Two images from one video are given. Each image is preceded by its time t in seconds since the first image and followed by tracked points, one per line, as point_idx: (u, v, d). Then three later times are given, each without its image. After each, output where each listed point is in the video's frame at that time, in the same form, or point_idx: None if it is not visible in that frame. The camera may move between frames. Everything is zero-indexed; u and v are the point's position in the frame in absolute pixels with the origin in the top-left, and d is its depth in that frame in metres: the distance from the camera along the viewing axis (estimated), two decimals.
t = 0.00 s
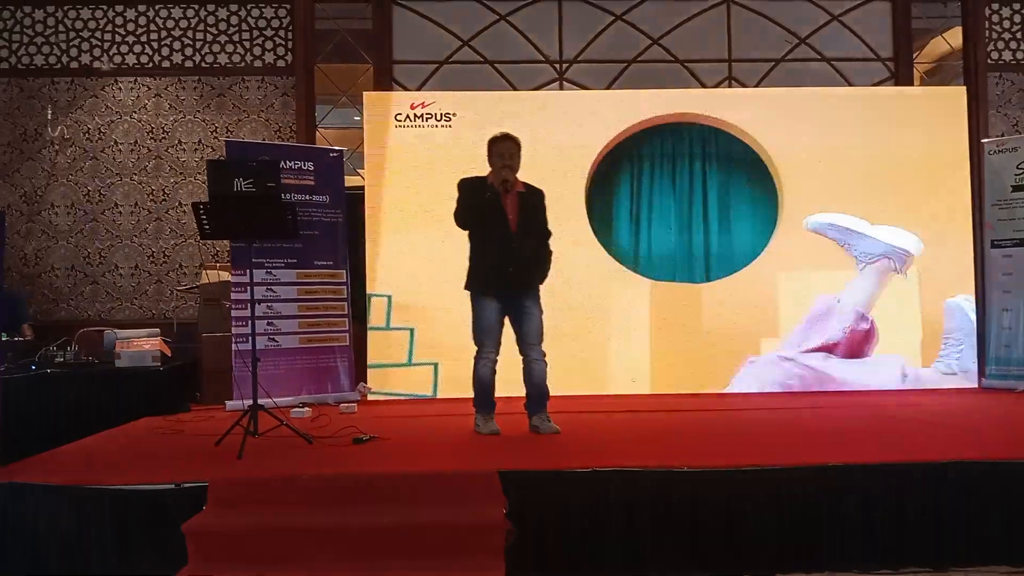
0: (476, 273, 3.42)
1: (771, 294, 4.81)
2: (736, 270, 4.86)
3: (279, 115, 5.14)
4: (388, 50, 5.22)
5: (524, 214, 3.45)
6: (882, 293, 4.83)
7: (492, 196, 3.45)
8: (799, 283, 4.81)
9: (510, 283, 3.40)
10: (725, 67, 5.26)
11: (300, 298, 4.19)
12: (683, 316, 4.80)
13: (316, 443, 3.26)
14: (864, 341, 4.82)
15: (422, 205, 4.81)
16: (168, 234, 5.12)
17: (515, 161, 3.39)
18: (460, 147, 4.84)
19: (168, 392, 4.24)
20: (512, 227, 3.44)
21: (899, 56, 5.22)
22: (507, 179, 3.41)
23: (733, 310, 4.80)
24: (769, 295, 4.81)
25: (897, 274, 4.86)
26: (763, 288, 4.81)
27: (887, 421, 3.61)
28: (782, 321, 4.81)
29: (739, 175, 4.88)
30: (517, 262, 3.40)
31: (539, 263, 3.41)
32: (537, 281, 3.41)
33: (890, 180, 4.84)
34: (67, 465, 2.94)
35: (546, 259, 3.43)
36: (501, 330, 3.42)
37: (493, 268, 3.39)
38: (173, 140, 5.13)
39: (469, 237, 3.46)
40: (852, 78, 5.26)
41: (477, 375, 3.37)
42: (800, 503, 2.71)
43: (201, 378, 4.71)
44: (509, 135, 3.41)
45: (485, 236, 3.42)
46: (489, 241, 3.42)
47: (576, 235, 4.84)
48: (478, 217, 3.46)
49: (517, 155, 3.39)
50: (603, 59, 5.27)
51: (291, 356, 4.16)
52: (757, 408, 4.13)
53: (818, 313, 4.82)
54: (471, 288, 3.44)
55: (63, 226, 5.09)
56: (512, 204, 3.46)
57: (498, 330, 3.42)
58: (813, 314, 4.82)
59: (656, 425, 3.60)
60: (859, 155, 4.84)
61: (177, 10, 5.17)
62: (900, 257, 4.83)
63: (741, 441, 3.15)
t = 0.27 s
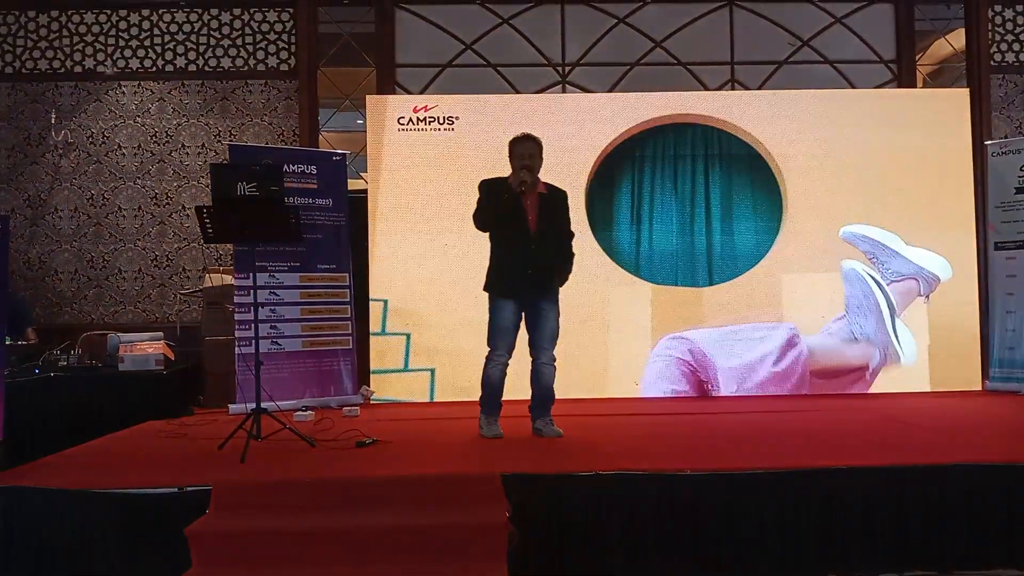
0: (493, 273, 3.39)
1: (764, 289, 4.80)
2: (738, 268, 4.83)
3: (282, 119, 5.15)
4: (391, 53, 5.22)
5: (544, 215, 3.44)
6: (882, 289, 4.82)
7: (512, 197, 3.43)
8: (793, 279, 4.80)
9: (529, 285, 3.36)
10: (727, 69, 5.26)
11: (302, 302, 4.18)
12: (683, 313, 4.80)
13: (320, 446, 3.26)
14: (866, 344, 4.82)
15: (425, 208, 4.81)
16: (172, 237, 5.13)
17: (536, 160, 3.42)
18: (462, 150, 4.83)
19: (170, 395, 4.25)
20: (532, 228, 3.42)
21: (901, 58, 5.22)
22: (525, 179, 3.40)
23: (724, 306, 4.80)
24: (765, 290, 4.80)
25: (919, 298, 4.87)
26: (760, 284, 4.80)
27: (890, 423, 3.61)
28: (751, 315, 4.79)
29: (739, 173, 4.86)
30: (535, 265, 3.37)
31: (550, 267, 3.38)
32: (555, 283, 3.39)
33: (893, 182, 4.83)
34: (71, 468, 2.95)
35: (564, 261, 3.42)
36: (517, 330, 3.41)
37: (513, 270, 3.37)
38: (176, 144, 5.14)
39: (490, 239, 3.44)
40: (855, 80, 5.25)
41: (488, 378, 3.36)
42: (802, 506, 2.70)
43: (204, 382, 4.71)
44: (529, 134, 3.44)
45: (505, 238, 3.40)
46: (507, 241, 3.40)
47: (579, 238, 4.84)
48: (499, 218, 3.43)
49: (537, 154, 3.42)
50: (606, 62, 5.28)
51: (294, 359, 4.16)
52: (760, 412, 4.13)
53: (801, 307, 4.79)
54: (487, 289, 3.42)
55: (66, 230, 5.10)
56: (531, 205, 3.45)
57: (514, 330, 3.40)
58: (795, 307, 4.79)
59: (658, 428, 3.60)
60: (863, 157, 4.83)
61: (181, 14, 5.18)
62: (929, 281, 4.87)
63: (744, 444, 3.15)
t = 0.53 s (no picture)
0: (502, 273, 3.37)
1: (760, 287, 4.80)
2: (736, 267, 4.84)
3: (282, 120, 5.16)
4: (391, 54, 5.21)
5: (555, 216, 3.46)
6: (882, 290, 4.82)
7: (524, 197, 3.45)
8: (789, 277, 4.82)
9: (538, 285, 3.35)
10: (726, 72, 5.27)
11: (302, 303, 4.19)
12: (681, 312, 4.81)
13: (318, 447, 3.26)
14: (865, 345, 4.82)
15: (425, 210, 4.81)
16: (171, 238, 5.13)
17: (547, 161, 3.44)
18: (463, 152, 4.83)
19: (170, 396, 4.25)
20: (541, 228, 3.44)
21: (901, 60, 5.22)
22: (534, 179, 3.41)
23: (724, 307, 4.80)
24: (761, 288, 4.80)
25: (895, 322, 4.84)
26: (758, 284, 4.80)
27: (890, 425, 3.61)
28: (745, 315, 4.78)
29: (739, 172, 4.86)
30: (544, 265, 3.35)
31: (553, 268, 3.36)
32: (564, 283, 3.38)
33: (892, 184, 4.84)
34: (70, 469, 2.95)
35: (575, 261, 3.41)
36: (525, 331, 3.39)
37: (523, 270, 3.35)
38: (176, 144, 5.14)
39: (502, 239, 3.43)
40: (854, 82, 5.26)
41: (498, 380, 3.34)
42: (801, 508, 2.70)
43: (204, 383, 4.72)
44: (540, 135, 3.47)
45: (515, 238, 3.41)
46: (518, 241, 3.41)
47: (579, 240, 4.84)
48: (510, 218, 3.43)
49: (548, 155, 3.45)
50: (605, 64, 5.28)
51: (293, 360, 4.17)
52: (760, 413, 4.13)
53: (796, 306, 4.80)
54: (495, 288, 3.41)
55: (66, 230, 5.11)
56: (543, 206, 3.46)
57: (521, 331, 3.39)
58: (790, 306, 4.79)
59: (658, 429, 3.60)
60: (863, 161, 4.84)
61: (181, 15, 5.18)
62: (910, 308, 4.84)
63: (743, 445, 3.15)
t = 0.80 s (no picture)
0: (507, 276, 3.37)
1: (770, 293, 4.81)
2: (739, 266, 4.84)
3: (285, 122, 5.17)
4: (394, 56, 5.22)
5: (561, 219, 3.44)
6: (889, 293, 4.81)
7: (529, 198, 3.45)
8: (810, 282, 4.82)
9: (540, 286, 3.35)
10: (729, 74, 5.27)
11: (305, 305, 4.20)
12: (687, 313, 4.80)
13: (321, 449, 3.26)
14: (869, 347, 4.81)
15: (428, 212, 4.81)
16: (175, 240, 5.14)
17: (552, 163, 3.39)
18: (466, 154, 4.83)
19: (174, 398, 4.25)
20: (546, 230, 3.43)
21: (904, 62, 5.22)
22: (540, 181, 3.36)
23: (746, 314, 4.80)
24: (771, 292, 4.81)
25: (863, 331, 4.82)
26: (782, 292, 4.80)
27: (893, 427, 3.60)
28: (766, 324, 4.80)
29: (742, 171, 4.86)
30: (545, 266, 3.36)
31: (555, 271, 3.36)
32: (569, 287, 3.38)
33: (895, 186, 4.84)
34: (73, 470, 2.95)
35: (580, 266, 3.41)
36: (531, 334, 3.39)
37: (526, 272, 3.36)
38: (180, 147, 5.15)
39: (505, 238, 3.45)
40: (857, 84, 5.25)
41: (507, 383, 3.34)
42: (804, 510, 2.70)
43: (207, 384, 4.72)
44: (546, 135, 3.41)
45: (520, 239, 3.41)
46: (522, 242, 3.40)
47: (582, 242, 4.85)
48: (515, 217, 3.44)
49: (553, 157, 3.38)
50: (608, 66, 5.28)
51: (296, 362, 4.17)
52: (763, 415, 4.12)
53: (818, 314, 4.81)
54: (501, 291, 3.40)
55: (70, 232, 5.12)
56: (547, 206, 3.47)
57: (526, 334, 3.38)
58: (811, 314, 4.80)
59: (661, 431, 3.59)
60: (867, 163, 4.83)
61: (184, 18, 5.19)
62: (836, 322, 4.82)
63: (746, 447, 3.14)
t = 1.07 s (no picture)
0: (506, 278, 3.37)
1: (772, 295, 4.82)
2: (739, 267, 4.86)
3: (286, 126, 5.17)
4: (394, 60, 5.23)
5: (559, 219, 3.44)
6: (890, 294, 4.81)
7: (529, 200, 3.44)
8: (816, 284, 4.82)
9: (539, 289, 3.35)
10: (729, 76, 5.27)
11: (306, 308, 4.20)
12: (685, 311, 4.81)
13: (322, 453, 3.26)
14: (870, 350, 4.81)
15: (428, 215, 4.81)
16: (176, 244, 5.14)
17: (552, 165, 3.38)
18: (466, 157, 4.83)
19: (175, 401, 4.25)
20: (545, 232, 3.43)
21: (905, 64, 5.22)
22: (540, 183, 3.36)
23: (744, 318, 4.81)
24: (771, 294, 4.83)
25: (865, 332, 4.81)
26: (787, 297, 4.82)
27: (894, 430, 3.59)
28: (766, 328, 4.81)
29: (744, 173, 4.87)
30: (546, 269, 3.36)
31: (555, 274, 3.36)
32: (568, 288, 3.37)
33: (896, 188, 4.83)
34: (74, 475, 2.95)
35: (578, 266, 3.40)
36: (531, 337, 3.38)
37: (525, 274, 3.36)
38: (180, 151, 5.15)
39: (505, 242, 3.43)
40: (858, 86, 5.25)
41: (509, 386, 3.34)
42: (806, 514, 2.69)
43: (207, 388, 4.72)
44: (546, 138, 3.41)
45: (520, 241, 3.41)
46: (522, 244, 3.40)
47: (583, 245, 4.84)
48: (514, 220, 3.43)
49: (553, 159, 3.37)
50: (608, 69, 5.29)
51: (298, 366, 4.16)
52: (764, 418, 4.12)
53: (820, 321, 4.81)
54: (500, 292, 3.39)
55: (71, 236, 5.12)
56: (547, 208, 3.46)
57: (526, 336, 3.37)
58: (811, 320, 4.80)
59: (662, 435, 3.59)
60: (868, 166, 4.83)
61: (185, 22, 5.20)
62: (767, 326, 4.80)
63: (747, 450, 3.14)
